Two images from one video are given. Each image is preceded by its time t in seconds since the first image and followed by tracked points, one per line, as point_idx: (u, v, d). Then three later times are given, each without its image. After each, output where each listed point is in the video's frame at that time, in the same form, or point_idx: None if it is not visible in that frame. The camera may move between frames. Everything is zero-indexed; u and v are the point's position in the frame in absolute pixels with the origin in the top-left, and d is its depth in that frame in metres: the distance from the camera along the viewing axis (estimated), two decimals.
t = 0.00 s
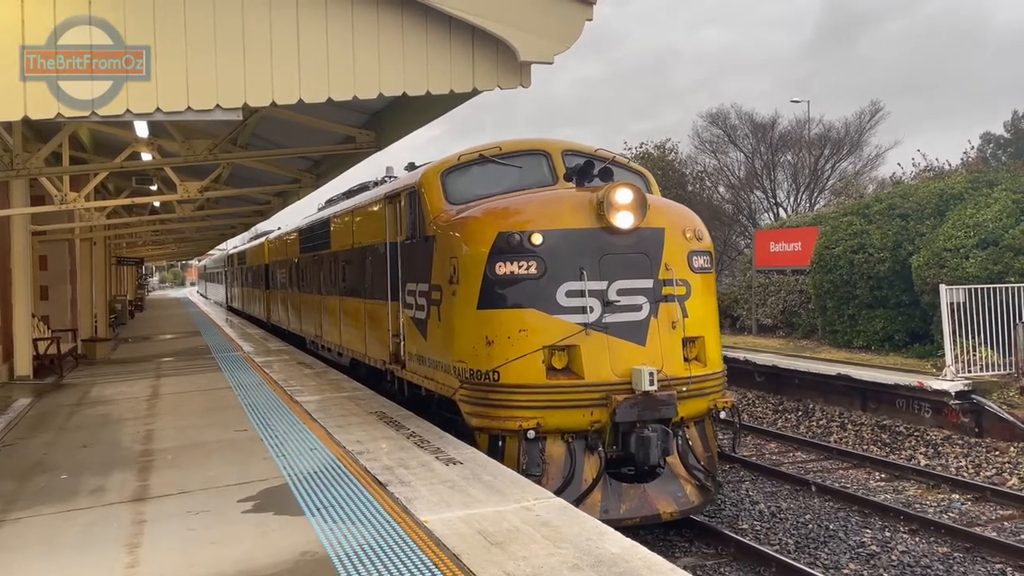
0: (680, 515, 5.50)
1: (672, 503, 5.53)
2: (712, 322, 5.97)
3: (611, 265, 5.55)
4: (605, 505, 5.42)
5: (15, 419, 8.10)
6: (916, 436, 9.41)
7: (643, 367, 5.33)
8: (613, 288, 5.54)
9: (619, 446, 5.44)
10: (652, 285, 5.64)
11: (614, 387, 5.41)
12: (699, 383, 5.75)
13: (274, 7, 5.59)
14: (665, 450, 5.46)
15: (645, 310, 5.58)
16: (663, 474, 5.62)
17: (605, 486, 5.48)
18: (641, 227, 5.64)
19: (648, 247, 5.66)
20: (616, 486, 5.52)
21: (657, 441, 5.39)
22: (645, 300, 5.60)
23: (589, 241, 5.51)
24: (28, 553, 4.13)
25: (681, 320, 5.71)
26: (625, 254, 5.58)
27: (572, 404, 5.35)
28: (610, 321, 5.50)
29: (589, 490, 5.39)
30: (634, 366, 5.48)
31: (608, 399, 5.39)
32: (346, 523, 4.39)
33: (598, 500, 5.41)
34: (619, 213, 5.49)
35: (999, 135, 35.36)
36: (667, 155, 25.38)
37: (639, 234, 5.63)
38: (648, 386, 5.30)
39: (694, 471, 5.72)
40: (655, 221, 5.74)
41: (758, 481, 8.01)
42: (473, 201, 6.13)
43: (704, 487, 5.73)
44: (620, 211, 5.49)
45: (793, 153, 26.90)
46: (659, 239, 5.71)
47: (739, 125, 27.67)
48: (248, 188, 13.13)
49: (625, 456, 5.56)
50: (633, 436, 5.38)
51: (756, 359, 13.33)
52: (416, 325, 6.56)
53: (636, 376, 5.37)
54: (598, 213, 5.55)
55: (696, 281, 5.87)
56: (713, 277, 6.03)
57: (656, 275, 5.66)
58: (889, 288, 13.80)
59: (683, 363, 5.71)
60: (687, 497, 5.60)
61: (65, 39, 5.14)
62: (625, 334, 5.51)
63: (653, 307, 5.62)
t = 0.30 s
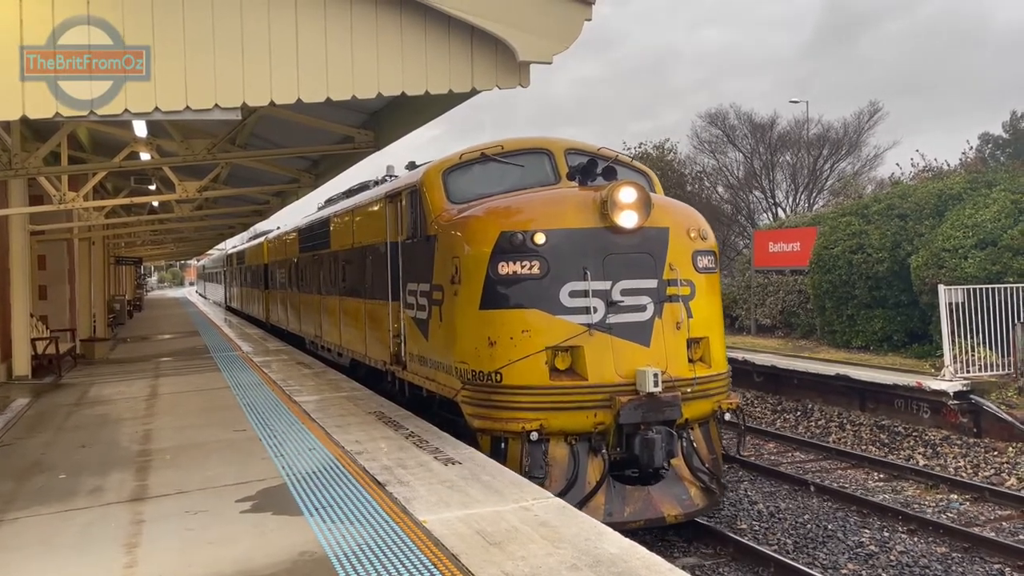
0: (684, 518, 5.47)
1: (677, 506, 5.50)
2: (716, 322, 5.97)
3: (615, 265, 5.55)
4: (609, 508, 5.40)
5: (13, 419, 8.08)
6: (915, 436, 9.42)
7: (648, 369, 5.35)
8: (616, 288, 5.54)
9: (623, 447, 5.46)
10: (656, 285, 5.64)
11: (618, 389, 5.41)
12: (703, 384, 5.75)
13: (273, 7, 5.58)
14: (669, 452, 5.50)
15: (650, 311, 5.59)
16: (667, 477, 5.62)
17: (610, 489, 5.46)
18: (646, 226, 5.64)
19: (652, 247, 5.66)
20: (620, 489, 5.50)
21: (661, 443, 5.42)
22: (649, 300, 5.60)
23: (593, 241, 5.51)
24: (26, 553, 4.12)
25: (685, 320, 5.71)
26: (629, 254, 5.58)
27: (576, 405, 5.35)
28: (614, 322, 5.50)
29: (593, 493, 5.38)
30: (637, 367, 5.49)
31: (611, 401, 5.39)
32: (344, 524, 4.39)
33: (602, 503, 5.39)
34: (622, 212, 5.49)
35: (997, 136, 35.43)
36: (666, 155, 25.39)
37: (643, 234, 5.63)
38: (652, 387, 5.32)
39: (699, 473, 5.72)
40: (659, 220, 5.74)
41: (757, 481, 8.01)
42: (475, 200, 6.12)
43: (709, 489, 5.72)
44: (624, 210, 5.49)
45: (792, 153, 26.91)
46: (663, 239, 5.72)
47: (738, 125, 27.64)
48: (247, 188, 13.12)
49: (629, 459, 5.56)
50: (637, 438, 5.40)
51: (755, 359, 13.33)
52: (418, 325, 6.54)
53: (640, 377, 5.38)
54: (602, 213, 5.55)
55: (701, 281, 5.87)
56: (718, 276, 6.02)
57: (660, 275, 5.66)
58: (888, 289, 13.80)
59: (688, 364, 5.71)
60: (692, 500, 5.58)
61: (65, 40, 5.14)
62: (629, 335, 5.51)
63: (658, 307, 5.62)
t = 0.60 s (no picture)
0: (689, 520, 5.47)
1: (682, 508, 5.50)
2: (721, 323, 5.98)
3: (619, 264, 5.55)
4: (613, 511, 5.39)
5: (11, 419, 8.06)
6: (913, 436, 9.43)
7: (652, 370, 5.34)
8: (621, 288, 5.54)
9: (628, 450, 5.47)
10: (661, 285, 5.65)
11: (622, 390, 5.41)
12: (709, 386, 5.75)
13: (273, 7, 5.58)
14: (674, 454, 5.46)
15: (654, 311, 5.59)
16: (672, 479, 5.59)
17: (614, 492, 5.46)
18: (650, 226, 5.65)
19: (657, 247, 5.68)
20: (625, 492, 5.49)
21: (666, 445, 5.39)
22: (653, 300, 5.61)
23: (597, 240, 5.51)
24: (23, 553, 4.12)
25: (690, 320, 5.71)
26: (633, 253, 5.59)
27: (580, 407, 5.35)
28: (618, 322, 5.49)
29: (597, 495, 5.38)
30: (642, 368, 5.49)
31: (615, 402, 5.39)
32: (342, 524, 4.39)
33: (606, 505, 5.39)
34: (627, 211, 5.49)
35: (995, 136, 35.49)
36: (664, 155, 25.40)
37: (647, 233, 5.64)
38: (657, 389, 5.30)
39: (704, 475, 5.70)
40: (663, 220, 5.75)
41: (755, 481, 8.01)
42: (477, 199, 6.12)
43: (714, 491, 5.71)
44: (628, 209, 5.48)
45: (790, 153, 26.94)
46: (667, 238, 5.73)
47: (737, 125, 27.64)
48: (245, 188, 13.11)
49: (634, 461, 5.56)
50: (642, 440, 5.40)
51: (753, 359, 13.34)
52: (419, 325, 6.54)
53: (645, 378, 5.37)
54: (606, 212, 5.55)
55: (705, 282, 5.88)
56: (722, 277, 6.04)
57: (665, 275, 5.67)
58: (886, 288, 13.81)
59: (693, 365, 5.71)
60: (697, 502, 5.57)
61: (64, 40, 5.14)
62: (633, 335, 5.51)
63: (662, 308, 5.63)
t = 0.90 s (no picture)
0: (695, 523, 5.52)
1: (687, 510, 5.55)
2: (727, 323, 5.98)
3: (625, 264, 5.55)
4: (618, 514, 5.42)
5: (9, 419, 8.04)
6: (911, 436, 9.43)
7: (658, 371, 5.33)
8: (626, 288, 5.53)
9: (633, 452, 5.47)
10: (666, 285, 5.65)
11: (628, 392, 5.41)
12: (715, 387, 5.76)
13: (272, 7, 5.58)
14: (681, 457, 5.44)
15: (660, 312, 5.59)
16: (678, 482, 5.65)
17: (619, 495, 5.48)
18: (656, 225, 5.65)
19: (663, 247, 5.67)
20: (630, 495, 5.51)
21: (673, 447, 5.37)
22: (659, 300, 5.60)
23: (602, 240, 5.51)
24: (21, 553, 4.11)
25: (696, 320, 5.71)
26: (638, 252, 5.58)
27: (585, 409, 5.34)
28: (623, 322, 5.49)
29: (602, 498, 5.39)
30: (647, 369, 5.48)
31: (620, 404, 5.38)
32: (341, 523, 4.39)
33: (611, 509, 5.40)
34: (632, 210, 5.49)
35: (993, 136, 35.55)
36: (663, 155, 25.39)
37: (653, 233, 5.64)
38: (663, 390, 5.29)
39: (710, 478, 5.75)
40: (669, 219, 5.75)
41: (754, 481, 8.02)
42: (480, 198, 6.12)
43: (720, 494, 5.75)
44: (633, 208, 5.49)
45: (789, 153, 26.96)
46: (673, 238, 5.73)
47: (736, 125, 27.64)
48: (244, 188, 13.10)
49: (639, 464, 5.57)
50: (648, 442, 5.39)
51: (752, 359, 13.34)
52: (421, 326, 6.54)
53: (651, 380, 5.36)
54: (611, 211, 5.54)
55: (711, 281, 5.88)
56: (729, 276, 6.04)
57: (670, 274, 5.67)
58: (884, 288, 13.82)
59: (699, 366, 5.71)
60: (703, 505, 5.62)
61: (64, 39, 5.14)
62: (638, 335, 5.50)
63: (668, 308, 5.62)
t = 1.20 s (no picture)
0: (702, 527, 5.49)
1: (694, 513, 5.52)
2: (734, 324, 5.98)
3: (631, 263, 5.55)
4: (624, 518, 5.40)
5: (7, 419, 8.03)
6: (909, 436, 9.45)
7: (666, 373, 5.32)
8: (632, 288, 5.53)
9: (640, 454, 5.44)
10: (673, 285, 5.64)
11: (634, 393, 5.38)
12: (723, 389, 5.74)
13: (272, 7, 5.58)
14: (688, 459, 5.39)
15: (667, 312, 5.58)
16: (685, 485, 5.62)
17: (625, 499, 5.46)
18: (662, 224, 5.65)
19: (669, 246, 5.68)
20: (637, 498, 5.49)
21: (680, 450, 5.33)
22: (665, 300, 5.60)
23: (608, 239, 5.50)
24: (18, 553, 4.10)
25: (703, 320, 5.71)
26: (644, 252, 5.58)
27: (592, 411, 5.31)
28: (630, 322, 5.48)
29: (608, 502, 5.36)
30: (653, 370, 5.47)
31: (627, 405, 5.36)
32: (339, 522, 4.39)
33: (617, 512, 5.38)
34: (639, 208, 5.47)
35: (991, 136, 35.60)
36: (662, 155, 25.40)
37: (659, 232, 5.65)
38: (670, 392, 5.28)
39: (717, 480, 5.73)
40: (675, 217, 5.75)
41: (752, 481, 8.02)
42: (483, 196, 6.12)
43: (727, 496, 5.73)
44: (640, 206, 5.47)
45: (787, 153, 26.99)
46: (680, 237, 5.74)
47: (734, 125, 27.58)
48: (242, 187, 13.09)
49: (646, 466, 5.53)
50: (654, 445, 5.35)
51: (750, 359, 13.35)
52: (423, 326, 6.52)
53: (659, 382, 5.34)
54: (616, 209, 5.54)
55: (719, 281, 5.88)
56: (735, 276, 6.06)
57: (677, 274, 5.67)
58: (882, 288, 13.84)
59: (706, 367, 5.69)
60: (711, 509, 5.60)
61: (64, 39, 5.14)
62: (644, 335, 5.49)
63: (675, 308, 5.62)
